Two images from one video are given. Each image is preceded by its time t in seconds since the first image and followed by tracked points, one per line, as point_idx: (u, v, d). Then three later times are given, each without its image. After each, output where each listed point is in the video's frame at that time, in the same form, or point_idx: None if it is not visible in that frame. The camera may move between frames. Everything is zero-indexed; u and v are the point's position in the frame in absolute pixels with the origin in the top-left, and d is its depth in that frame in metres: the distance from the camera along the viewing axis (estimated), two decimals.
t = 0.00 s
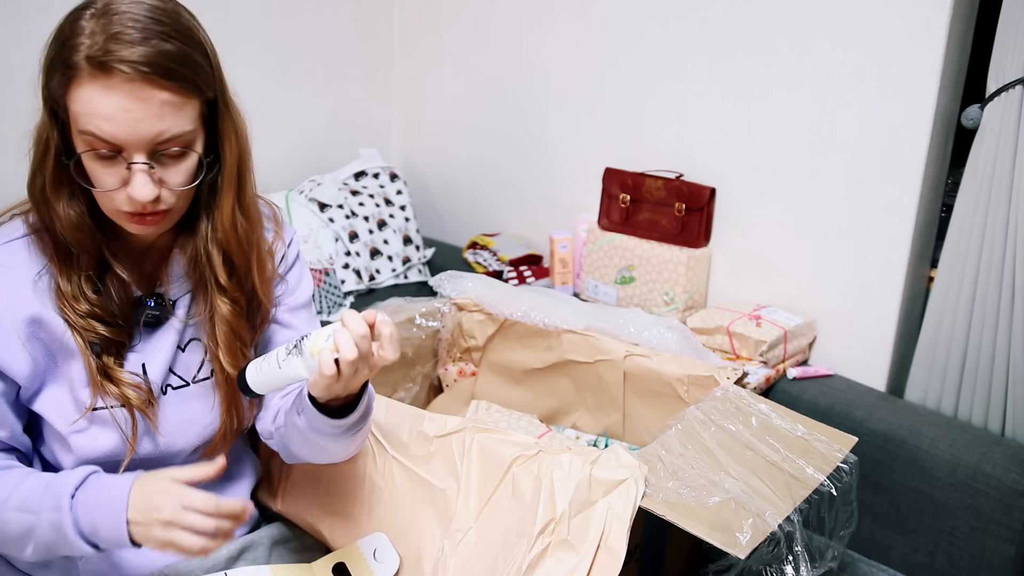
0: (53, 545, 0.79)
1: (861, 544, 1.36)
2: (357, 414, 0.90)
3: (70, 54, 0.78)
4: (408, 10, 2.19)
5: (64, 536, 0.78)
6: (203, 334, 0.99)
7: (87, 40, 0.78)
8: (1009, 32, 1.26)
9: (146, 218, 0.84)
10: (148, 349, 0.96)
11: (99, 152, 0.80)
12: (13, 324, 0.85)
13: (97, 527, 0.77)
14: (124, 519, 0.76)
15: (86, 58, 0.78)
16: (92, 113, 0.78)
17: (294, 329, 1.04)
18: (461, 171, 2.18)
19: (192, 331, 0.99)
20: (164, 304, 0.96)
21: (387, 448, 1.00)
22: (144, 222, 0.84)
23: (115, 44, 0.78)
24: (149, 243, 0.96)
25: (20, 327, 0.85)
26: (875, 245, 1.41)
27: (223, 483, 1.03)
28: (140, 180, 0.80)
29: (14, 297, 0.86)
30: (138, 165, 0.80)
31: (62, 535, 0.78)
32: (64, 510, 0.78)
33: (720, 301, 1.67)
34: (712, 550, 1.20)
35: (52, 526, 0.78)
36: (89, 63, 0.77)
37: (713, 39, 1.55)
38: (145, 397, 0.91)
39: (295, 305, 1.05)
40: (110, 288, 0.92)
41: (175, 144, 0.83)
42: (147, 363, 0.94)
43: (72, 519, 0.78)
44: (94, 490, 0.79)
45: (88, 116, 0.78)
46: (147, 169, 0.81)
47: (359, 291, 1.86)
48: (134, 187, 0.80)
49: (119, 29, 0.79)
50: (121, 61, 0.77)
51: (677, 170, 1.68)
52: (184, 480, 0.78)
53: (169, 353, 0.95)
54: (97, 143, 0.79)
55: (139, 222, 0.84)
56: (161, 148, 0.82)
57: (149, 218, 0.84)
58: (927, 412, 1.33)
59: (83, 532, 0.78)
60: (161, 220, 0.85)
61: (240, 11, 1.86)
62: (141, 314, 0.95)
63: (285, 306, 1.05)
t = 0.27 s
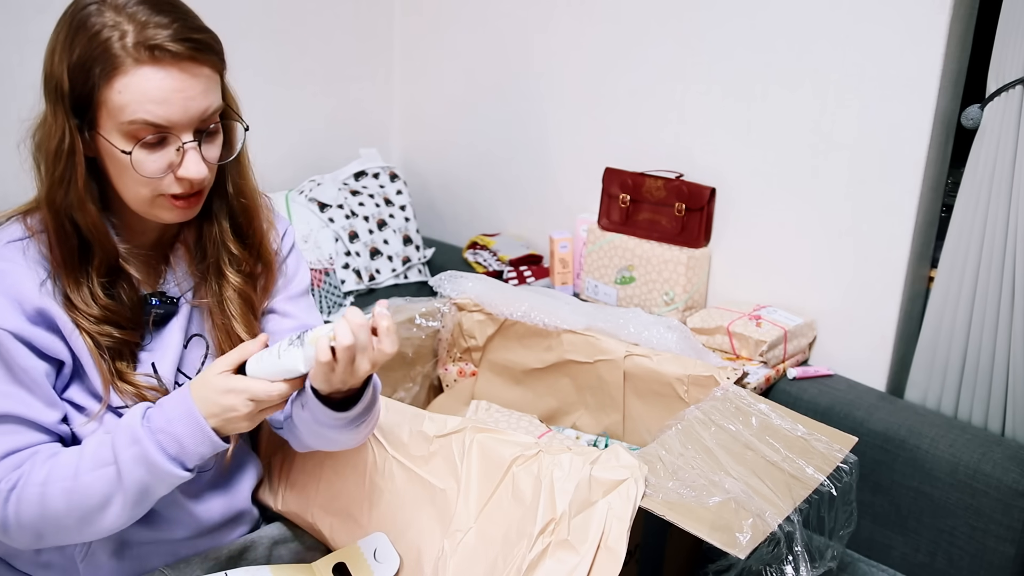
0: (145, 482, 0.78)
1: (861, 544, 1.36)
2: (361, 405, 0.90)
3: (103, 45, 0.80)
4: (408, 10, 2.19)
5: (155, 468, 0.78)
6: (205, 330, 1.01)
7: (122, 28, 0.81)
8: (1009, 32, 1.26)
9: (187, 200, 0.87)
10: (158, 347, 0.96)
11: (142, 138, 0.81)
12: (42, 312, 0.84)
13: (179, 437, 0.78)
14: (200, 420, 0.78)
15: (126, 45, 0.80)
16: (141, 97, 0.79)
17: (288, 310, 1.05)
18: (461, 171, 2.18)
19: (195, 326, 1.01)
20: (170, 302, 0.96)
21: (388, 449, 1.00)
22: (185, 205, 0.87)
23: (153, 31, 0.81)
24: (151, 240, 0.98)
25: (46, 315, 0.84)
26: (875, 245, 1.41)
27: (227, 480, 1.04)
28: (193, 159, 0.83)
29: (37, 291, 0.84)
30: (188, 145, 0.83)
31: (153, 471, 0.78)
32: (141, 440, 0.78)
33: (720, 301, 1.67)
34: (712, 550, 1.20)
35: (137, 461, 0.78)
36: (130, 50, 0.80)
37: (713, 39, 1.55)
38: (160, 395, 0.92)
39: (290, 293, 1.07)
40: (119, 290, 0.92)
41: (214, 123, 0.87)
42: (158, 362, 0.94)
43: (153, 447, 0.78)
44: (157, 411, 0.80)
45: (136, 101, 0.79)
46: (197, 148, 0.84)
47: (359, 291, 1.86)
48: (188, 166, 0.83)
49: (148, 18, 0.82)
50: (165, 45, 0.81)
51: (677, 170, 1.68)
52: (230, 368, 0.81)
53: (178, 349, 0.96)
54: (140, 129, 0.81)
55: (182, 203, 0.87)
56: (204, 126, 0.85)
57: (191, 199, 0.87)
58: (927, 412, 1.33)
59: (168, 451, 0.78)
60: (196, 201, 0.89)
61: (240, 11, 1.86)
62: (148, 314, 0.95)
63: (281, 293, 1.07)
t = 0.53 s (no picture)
0: (167, 474, 0.78)
1: (861, 545, 1.36)
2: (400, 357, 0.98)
3: (106, 35, 0.80)
4: (408, 10, 2.19)
5: (178, 460, 0.77)
6: (210, 325, 1.02)
7: (125, 17, 0.81)
8: (1009, 32, 1.26)
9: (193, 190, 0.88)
10: (166, 344, 0.97)
11: (149, 125, 0.82)
12: (52, 315, 0.83)
13: (196, 427, 0.78)
14: (216, 408, 0.78)
15: (131, 33, 0.81)
16: (147, 84, 0.80)
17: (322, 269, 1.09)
18: (461, 171, 2.18)
19: (200, 321, 1.01)
20: (178, 299, 0.97)
21: (391, 447, 1.00)
22: (190, 196, 0.87)
23: (155, 19, 0.82)
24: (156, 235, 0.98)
25: (55, 318, 0.84)
26: (875, 245, 1.41)
27: (231, 479, 1.04)
28: (199, 146, 0.84)
29: (47, 292, 0.84)
30: (195, 133, 0.84)
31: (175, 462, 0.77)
32: (160, 430, 0.77)
33: (720, 301, 1.67)
34: (712, 550, 1.20)
35: (156, 453, 0.77)
36: (135, 38, 0.80)
37: (713, 39, 1.55)
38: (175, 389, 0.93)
39: (313, 254, 1.11)
40: (127, 286, 0.92)
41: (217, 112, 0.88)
42: (169, 357, 0.96)
43: (174, 437, 0.77)
44: (177, 403, 0.79)
45: (143, 88, 0.80)
46: (203, 136, 0.85)
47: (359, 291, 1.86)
48: (194, 155, 0.84)
49: (150, 7, 0.83)
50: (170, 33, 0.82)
51: (677, 170, 1.68)
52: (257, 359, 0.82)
53: (186, 344, 0.97)
54: (147, 117, 0.81)
55: (189, 194, 0.87)
56: (209, 115, 0.86)
57: (198, 190, 0.88)
58: (927, 412, 1.33)
59: (189, 442, 0.78)
60: (200, 191, 0.89)
61: (240, 11, 1.86)
62: (157, 312, 0.96)
63: (305, 260, 1.10)
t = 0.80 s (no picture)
0: (176, 487, 0.78)
1: (861, 545, 1.36)
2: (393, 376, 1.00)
3: (119, 37, 0.80)
4: (408, 10, 2.19)
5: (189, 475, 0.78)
6: (214, 329, 1.02)
7: (139, 18, 0.81)
8: (1010, 32, 1.26)
9: (200, 194, 0.88)
10: (170, 348, 0.97)
11: (158, 128, 0.82)
12: (56, 319, 0.83)
13: (209, 443, 0.78)
14: (229, 427, 0.78)
15: (143, 35, 0.80)
16: (159, 87, 0.80)
17: (329, 283, 1.11)
18: (461, 171, 2.18)
19: (204, 326, 1.02)
20: (184, 304, 0.97)
21: (390, 448, 1.01)
22: (198, 200, 0.88)
23: (167, 22, 0.82)
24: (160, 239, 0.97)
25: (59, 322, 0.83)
26: (875, 245, 1.41)
27: (232, 482, 1.03)
28: (208, 149, 0.84)
29: (52, 296, 0.84)
30: (204, 136, 0.84)
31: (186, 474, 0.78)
32: (173, 445, 0.78)
33: (720, 301, 1.67)
34: (712, 550, 1.20)
35: (168, 467, 0.77)
36: (147, 40, 0.80)
37: (713, 39, 1.55)
38: (179, 395, 0.93)
39: (321, 267, 1.12)
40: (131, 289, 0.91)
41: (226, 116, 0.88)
42: (173, 362, 0.96)
43: (186, 452, 0.78)
44: (191, 417, 0.80)
45: (155, 90, 0.80)
46: (213, 140, 0.85)
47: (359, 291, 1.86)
48: (204, 158, 0.84)
49: (162, 10, 0.83)
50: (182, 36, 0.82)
51: (677, 170, 1.68)
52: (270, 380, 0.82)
53: (191, 349, 0.97)
54: (157, 119, 0.81)
55: (195, 198, 0.87)
56: (218, 119, 0.86)
57: (205, 194, 0.88)
58: (927, 412, 1.33)
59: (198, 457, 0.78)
60: (207, 195, 0.89)
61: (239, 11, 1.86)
62: (161, 316, 0.95)
63: (312, 272, 1.12)
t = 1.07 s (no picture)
0: (180, 493, 0.78)
1: (861, 544, 1.36)
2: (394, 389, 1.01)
3: (139, 37, 0.80)
4: (408, 10, 2.19)
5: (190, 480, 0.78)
6: (220, 334, 1.02)
7: (162, 19, 0.81)
8: (1010, 32, 1.26)
9: (211, 199, 0.88)
10: (176, 353, 0.97)
11: (173, 129, 0.81)
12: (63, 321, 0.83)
13: (215, 450, 0.78)
14: (236, 435, 0.79)
15: (164, 36, 0.80)
16: (177, 87, 0.80)
17: (334, 292, 1.11)
18: (461, 171, 2.18)
19: (211, 330, 1.01)
20: (190, 308, 0.97)
21: (390, 449, 1.01)
22: (210, 205, 0.87)
23: (188, 24, 0.82)
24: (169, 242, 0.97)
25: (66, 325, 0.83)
26: (875, 245, 1.41)
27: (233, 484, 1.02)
28: (223, 152, 0.84)
29: (60, 298, 0.83)
30: (219, 140, 0.84)
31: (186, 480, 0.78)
32: (179, 452, 0.78)
33: (720, 301, 1.67)
34: (712, 550, 1.20)
35: (174, 473, 0.78)
36: (168, 41, 0.80)
37: (713, 39, 1.55)
38: (184, 399, 0.93)
39: (327, 276, 1.12)
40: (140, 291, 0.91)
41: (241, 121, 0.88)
42: (179, 367, 0.96)
43: (191, 460, 0.78)
44: (197, 424, 0.80)
45: (172, 91, 0.80)
46: (227, 143, 0.85)
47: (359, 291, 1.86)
48: (217, 161, 0.84)
49: (184, 12, 0.83)
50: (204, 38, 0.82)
51: (677, 170, 1.68)
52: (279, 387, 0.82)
53: (196, 355, 0.97)
54: (173, 119, 0.81)
55: (207, 203, 0.87)
56: (234, 123, 0.86)
57: (216, 198, 0.88)
58: (927, 412, 1.33)
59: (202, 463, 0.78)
60: (219, 199, 0.89)
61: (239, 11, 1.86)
62: (167, 320, 0.95)
63: (318, 281, 1.12)
